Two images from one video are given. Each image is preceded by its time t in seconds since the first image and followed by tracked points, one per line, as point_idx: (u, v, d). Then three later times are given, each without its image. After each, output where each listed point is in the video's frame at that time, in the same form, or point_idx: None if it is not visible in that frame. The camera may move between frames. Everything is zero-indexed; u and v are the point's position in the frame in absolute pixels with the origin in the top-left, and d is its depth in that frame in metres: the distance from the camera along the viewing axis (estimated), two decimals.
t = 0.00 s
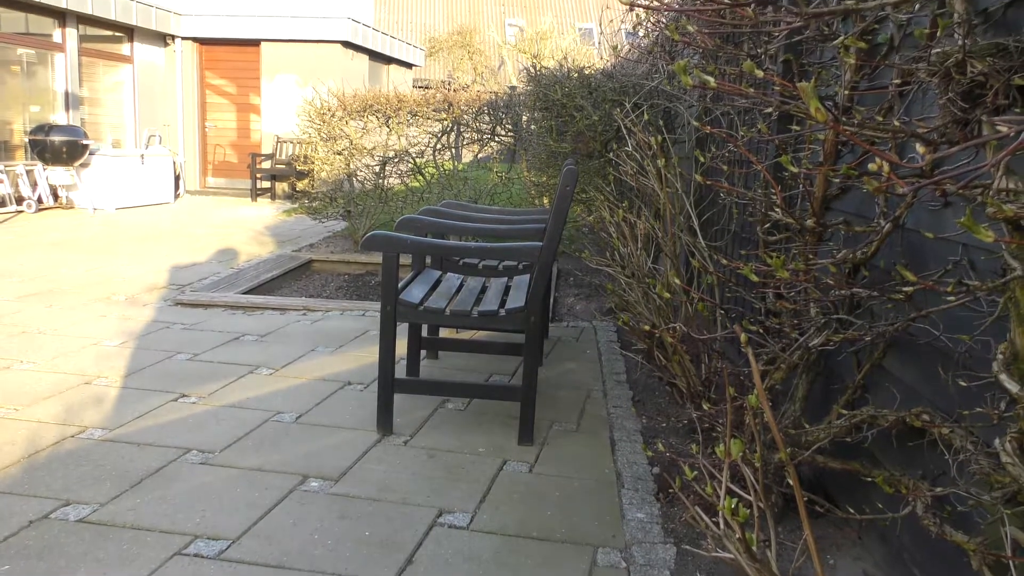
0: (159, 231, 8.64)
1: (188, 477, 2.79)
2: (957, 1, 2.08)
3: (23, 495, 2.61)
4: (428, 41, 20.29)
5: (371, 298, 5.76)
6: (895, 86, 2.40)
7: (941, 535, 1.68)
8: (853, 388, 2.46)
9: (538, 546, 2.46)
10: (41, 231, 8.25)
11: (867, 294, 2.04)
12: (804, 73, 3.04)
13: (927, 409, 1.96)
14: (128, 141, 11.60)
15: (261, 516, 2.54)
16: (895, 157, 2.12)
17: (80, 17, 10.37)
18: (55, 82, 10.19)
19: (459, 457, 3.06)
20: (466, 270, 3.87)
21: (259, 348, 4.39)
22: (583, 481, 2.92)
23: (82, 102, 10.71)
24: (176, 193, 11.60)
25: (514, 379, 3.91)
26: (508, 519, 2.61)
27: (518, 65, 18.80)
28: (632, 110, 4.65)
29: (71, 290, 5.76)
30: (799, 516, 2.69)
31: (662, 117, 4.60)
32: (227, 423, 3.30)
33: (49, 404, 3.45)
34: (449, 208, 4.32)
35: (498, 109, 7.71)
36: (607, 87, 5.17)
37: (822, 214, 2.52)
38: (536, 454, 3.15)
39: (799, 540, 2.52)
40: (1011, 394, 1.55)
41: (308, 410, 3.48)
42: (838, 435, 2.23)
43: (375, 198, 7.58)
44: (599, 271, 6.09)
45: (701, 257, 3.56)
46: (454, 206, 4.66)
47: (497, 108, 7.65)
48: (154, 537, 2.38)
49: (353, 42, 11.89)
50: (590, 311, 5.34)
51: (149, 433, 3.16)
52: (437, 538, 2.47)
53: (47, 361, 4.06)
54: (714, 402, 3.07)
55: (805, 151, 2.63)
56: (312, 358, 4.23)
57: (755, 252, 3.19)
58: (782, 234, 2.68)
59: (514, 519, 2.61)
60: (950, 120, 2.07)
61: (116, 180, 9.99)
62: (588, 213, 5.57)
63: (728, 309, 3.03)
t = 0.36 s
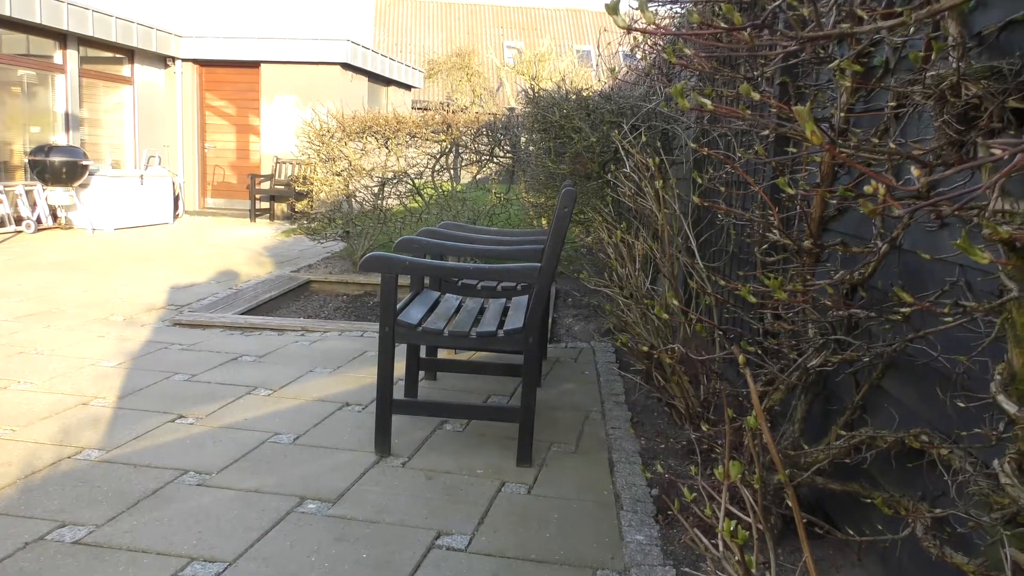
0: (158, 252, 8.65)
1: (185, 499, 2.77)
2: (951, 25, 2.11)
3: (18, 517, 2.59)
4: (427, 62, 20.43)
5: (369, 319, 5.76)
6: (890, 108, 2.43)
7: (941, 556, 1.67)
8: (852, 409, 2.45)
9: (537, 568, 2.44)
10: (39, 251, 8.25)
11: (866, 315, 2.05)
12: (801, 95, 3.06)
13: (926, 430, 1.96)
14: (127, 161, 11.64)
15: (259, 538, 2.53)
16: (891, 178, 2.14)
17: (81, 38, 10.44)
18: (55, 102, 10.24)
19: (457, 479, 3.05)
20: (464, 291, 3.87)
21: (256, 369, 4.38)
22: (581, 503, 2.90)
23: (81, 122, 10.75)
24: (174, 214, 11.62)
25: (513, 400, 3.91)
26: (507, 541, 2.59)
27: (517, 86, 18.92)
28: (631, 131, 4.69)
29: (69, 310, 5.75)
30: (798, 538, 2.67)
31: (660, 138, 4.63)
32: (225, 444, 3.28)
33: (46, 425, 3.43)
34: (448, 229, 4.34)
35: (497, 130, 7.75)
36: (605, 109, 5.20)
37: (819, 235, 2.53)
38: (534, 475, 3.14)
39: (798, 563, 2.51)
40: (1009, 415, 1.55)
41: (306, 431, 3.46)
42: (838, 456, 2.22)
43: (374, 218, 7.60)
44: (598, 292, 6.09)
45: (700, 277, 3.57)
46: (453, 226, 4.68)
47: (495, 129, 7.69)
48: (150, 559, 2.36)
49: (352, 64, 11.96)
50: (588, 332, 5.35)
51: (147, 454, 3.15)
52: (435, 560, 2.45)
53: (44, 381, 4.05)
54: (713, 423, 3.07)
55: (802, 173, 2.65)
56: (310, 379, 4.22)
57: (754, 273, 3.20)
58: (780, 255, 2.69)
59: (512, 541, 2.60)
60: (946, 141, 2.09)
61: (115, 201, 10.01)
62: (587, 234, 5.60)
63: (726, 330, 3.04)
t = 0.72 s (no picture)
0: (162, 302, 8.69)
1: (185, 552, 2.74)
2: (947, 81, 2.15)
3: (16, 571, 2.57)
4: (432, 115, 20.76)
5: (373, 370, 5.75)
6: (889, 162, 2.46)
7: None
8: (859, 462, 2.44)
9: None
10: (44, 301, 8.30)
11: (870, 367, 2.06)
12: (800, 149, 3.11)
13: (933, 484, 1.95)
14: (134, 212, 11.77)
15: None
16: (891, 231, 2.17)
17: (92, 91, 10.64)
18: (64, 154, 10.42)
19: (460, 533, 3.02)
20: (467, 342, 3.88)
21: (259, 420, 4.37)
22: (585, 558, 2.87)
23: (89, 173, 10.90)
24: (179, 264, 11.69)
25: (516, 453, 3.88)
26: None
27: (521, 138, 19.19)
28: (632, 183, 4.75)
29: (73, 360, 5.77)
30: None
31: (661, 190, 4.68)
32: (226, 496, 3.26)
33: (46, 476, 3.41)
34: (451, 280, 4.37)
35: (500, 182, 7.84)
36: (607, 162, 5.27)
37: (821, 287, 2.55)
38: (538, 529, 3.10)
39: None
40: (1015, 469, 1.55)
41: (307, 483, 3.44)
42: (845, 510, 2.20)
43: (378, 269, 7.65)
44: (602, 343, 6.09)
45: (703, 329, 3.58)
46: (457, 278, 4.71)
47: (499, 181, 7.78)
48: None
49: (358, 116, 12.16)
50: (592, 383, 5.33)
51: (147, 506, 3.12)
52: None
53: (45, 432, 4.04)
54: (718, 476, 3.04)
55: (803, 225, 2.68)
56: (312, 430, 4.20)
57: (757, 325, 3.21)
58: (782, 307, 2.70)
59: None
60: (945, 195, 2.12)
61: (121, 251, 10.09)
62: (590, 285, 5.63)
63: (730, 382, 3.04)
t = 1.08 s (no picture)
0: (162, 348, 8.68)
1: None
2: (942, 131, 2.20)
3: None
4: (433, 162, 20.99)
5: (372, 417, 5.72)
6: (886, 210, 2.50)
7: None
8: (862, 510, 2.41)
9: None
10: (44, 347, 8.30)
11: (871, 414, 2.06)
12: (798, 197, 3.15)
13: (937, 533, 1.93)
14: (136, 260, 11.90)
15: None
16: (890, 278, 2.19)
17: (96, 140, 10.77)
18: (68, 201, 10.51)
19: None
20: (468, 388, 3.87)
21: (257, 467, 4.34)
22: None
23: (92, 220, 10.98)
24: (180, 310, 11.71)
25: (516, 501, 3.84)
26: None
27: (521, 185, 19.37)
28: (632, 231, 4.79)
29: (71, 407, 5.74)
30: None
31: (661, 237, 4.73)
32: (223, 545, 3.22)
33: (42, 525, 3.38)
34: (452, 326, 4.37)
35: (500, 228, 7.89)
36: (607, 209, 5.32)
37: (821, 334, 2.55)
38: None
39: None
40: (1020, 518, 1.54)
41: (306, 532, 3.40)
42: (850, 558, 2.17)
43: (378, 314, 7.65)
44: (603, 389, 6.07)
45: (704, 376, 3.57)
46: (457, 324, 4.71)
47: (499, 228, 7.83)
48: None
49: (360, 164, 12.30)
50: (593, 430, 5.30)
51: (143, 555, 3.08)
52: None
53: (42, 480, 4.01)
54: (721, 524, 3.01)
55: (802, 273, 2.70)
56: (311, 477, 4.16)
57: (757, 371, 3.22)
58: (783, 354, 2.71)
59: None
60: (941, 243, 2.15)
61: (122, 297, 10.12)
62: (591, 331, 5.63)
63: (732, 429, 3.03)
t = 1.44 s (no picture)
0: (165, 386, 8.67)
1: None
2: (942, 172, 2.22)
3: None
4: (437, 201, 21.12)
5: (375, 456, 5.68)
6: (888, 249, 2.52)
7: None
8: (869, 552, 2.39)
9: None
10: (47, 386, 8.29)
11: (877, 454, 2.05)
12: (800, 236, 3.18)
13: None
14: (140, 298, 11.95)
15: None
16: (894, 318, 2.19)
17: (103, 180, 10.88)
18: (75, 240, 10.59)
19: None
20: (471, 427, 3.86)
21: (259, 507, 4.31)
22: None
23: (98, 259, 11.05)
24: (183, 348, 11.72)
25: (520, 541, 3.80)
26: None
27: (524, 224, 19.45)
28: (635, 270, 4.80)
29: (73, 446, 5.72)
30: None
31: (665, 276, 4.72)
32: None
33: (42, 565, 3.35)
34: (456, 365, 4.37)
35: (503, 267, 7.77)
36: (610, 248, 5.34)
37: (826, 373, 2.55)
38: None
39: None
40: None
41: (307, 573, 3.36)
42: None
43: (382, 352, 7.65)
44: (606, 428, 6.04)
45: (708, 415, 3.55)
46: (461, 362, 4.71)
47: (503, 266, 7.87)
48: None
49: (364, 203, 12.38)
50: (596, 469, 5.27)
51: None
52: None
53: (42, 519, 3.98)
54: (726, 566, 2.97)
55: (805, 312, 2.71)
56: (312, 517, 4.13)
57: (762, 410, 3.20)
58: (787, 393, 2.70)
59: None
60: (943, 282, 2.16)
61: (126, 335, 10.13)
62: (594, 370, 5.63)
63: (736, 468, 3.01)
